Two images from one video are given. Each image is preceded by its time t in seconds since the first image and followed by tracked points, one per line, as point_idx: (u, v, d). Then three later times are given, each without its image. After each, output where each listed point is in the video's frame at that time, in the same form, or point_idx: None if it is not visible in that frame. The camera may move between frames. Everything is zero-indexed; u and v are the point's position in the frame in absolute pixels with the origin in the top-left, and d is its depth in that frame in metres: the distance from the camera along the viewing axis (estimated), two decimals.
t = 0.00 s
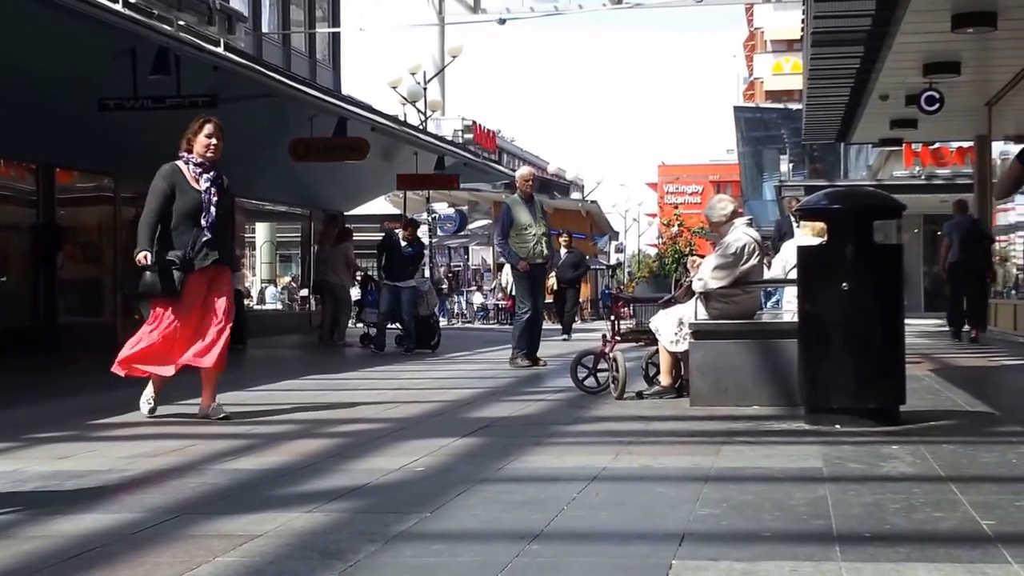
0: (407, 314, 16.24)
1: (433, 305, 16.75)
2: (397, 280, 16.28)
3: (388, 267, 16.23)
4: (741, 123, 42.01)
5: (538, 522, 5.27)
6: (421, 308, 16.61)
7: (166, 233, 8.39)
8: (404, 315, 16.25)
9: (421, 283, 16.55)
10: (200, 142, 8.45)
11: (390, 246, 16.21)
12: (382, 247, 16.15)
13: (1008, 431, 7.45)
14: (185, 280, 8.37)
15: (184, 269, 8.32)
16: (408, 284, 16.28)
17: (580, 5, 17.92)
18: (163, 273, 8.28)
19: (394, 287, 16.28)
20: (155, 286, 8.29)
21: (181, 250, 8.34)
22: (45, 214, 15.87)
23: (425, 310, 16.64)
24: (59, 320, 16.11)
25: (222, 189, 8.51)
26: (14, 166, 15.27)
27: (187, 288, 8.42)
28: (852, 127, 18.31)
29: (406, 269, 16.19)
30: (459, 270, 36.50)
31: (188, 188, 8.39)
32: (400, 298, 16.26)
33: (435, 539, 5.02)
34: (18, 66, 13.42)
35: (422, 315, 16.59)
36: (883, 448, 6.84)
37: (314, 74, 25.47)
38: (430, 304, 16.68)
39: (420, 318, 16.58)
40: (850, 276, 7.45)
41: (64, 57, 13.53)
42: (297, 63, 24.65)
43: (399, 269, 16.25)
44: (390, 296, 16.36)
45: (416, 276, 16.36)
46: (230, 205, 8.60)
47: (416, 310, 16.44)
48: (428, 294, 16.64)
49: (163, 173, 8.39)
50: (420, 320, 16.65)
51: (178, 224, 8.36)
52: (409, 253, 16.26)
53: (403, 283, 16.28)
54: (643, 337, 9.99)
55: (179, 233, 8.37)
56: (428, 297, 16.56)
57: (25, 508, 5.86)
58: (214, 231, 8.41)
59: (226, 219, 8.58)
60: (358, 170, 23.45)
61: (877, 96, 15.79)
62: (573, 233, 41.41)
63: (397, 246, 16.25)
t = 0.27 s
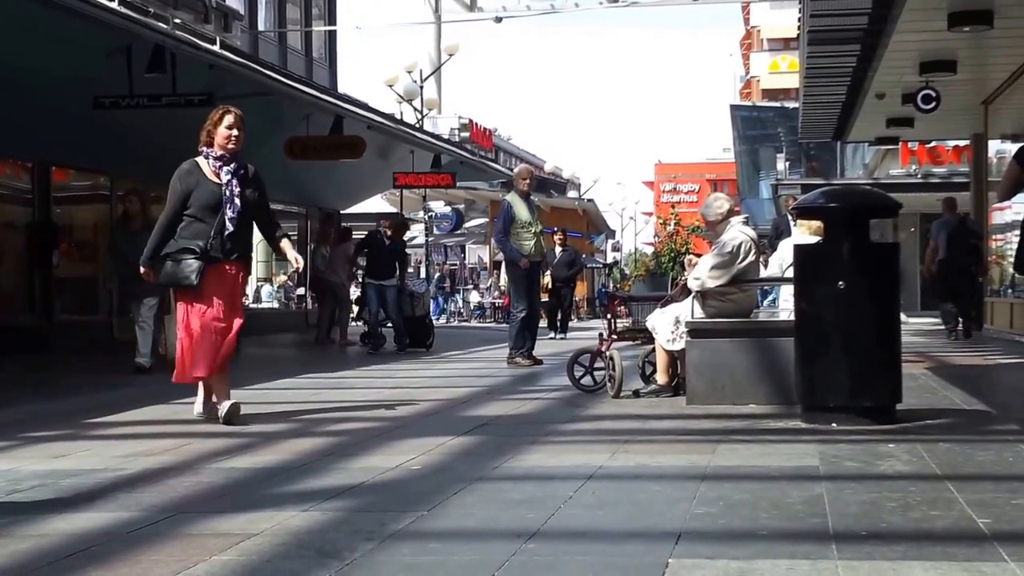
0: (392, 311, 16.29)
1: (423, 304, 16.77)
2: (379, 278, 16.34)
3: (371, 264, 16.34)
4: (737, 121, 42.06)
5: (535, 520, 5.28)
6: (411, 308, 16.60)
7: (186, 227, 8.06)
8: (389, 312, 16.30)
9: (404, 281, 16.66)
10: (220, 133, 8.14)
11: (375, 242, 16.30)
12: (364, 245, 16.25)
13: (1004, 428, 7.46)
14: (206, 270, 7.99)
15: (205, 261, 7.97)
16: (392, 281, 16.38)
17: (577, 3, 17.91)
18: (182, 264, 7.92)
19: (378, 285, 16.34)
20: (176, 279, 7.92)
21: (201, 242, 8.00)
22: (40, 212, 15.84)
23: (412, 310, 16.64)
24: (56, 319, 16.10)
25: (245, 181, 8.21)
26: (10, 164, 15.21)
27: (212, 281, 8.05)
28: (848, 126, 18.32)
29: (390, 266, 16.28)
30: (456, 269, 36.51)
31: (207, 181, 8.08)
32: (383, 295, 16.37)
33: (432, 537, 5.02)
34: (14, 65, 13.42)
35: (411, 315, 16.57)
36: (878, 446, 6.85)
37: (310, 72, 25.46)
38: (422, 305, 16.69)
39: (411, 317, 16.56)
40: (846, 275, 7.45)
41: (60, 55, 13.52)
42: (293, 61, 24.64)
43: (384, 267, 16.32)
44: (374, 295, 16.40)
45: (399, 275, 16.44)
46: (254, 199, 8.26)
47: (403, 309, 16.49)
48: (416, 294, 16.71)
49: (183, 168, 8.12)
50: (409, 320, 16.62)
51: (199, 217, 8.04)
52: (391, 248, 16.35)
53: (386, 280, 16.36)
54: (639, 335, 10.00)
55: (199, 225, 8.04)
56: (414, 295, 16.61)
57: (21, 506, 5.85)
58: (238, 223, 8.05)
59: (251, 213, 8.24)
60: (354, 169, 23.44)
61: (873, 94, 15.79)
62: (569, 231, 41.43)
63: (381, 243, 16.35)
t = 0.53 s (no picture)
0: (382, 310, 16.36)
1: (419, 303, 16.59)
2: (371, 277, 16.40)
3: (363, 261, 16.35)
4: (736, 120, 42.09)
5: (533, 519, 5.28)
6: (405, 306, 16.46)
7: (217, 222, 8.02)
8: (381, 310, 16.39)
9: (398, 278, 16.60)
10: (250, 126, 8.09)
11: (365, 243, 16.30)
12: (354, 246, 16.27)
13: (1003, 427, 7.47)
14: (235, 268, 7.97)
15: (235, 258, 7.94)
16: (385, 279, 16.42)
17: (575, 2, 17.91)
18: (213, 261, 7.90)
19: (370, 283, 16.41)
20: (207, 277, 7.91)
21: (232, 239, 7.95)
22: (38, 210, 15.80)
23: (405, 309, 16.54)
24: (54, 318, 16.09)
25: (273, 174, 8.13)
26: (8, 163, 15.18)
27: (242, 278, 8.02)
28: (847, 125, 18.34)
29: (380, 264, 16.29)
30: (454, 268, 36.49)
31: (236, 175, 8.02)
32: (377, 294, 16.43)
33: (431, 536, 5.02)
34: (11, 62, 13.41)
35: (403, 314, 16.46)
36: (877, 445, 6.85)
37: (309, 70, 25.44)
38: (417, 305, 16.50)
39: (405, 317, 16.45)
40: (845, 273, 7.45)
41: (58, 53, 13.50)
42: (292, 60, 24.62)
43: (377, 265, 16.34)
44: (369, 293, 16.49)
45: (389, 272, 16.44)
46: (283, 192, 8.20)
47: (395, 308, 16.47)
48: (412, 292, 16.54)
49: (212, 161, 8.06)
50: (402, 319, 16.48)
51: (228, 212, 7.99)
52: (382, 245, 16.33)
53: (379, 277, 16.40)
54: (638, 333, 10.00)
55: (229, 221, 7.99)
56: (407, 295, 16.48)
57: (20, 505, 5.85)
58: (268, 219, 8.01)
59: (280, 207, 8.18)
60: (353, 168, 23.44)
61: (872, 93, 15.80)
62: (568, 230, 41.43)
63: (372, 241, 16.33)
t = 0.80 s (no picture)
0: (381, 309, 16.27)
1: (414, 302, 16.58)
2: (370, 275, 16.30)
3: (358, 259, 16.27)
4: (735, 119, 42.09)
5: (533, 518, 5.27)
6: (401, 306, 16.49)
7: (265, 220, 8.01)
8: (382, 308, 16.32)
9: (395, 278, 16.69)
10: (299, 122, 8.12)
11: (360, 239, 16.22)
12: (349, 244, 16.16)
13: (1004, 426, 7.46)
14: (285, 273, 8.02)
15: (285, 261, 7.99)
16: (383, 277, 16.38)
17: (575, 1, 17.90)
18: (265, 266, 7.94)
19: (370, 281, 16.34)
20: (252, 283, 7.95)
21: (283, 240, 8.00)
22: (37, 209, 15.76)
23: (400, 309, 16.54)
24: (54, 317, 16.09)
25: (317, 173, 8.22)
26: (7, 161, 15.13)
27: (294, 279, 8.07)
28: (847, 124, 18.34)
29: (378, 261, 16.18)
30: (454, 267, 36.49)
31: (286, 171, 8.03)
32: (376, 292, 16.37)
33: (430, 535, 5.02)
34: (9, 60, 13.43)
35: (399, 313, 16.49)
36: (877, 444, 6.85)
37: (309, 69, 25.43)
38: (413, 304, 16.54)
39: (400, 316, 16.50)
40: (845, 272, 7.45)
41: (58, 52, 13.50)
42: (291, 58, 24.62)
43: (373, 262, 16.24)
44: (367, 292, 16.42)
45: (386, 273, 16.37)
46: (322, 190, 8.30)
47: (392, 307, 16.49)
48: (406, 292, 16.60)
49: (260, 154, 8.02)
50: (398, 319, 16.46)
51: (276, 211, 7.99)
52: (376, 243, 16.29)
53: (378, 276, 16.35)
54: (638, 332, 10.00)
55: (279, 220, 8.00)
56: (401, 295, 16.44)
57: (20, 504, 5.85)
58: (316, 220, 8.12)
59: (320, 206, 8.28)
60: (353, 166, 23.43)
61: (871, 92, 15.81)
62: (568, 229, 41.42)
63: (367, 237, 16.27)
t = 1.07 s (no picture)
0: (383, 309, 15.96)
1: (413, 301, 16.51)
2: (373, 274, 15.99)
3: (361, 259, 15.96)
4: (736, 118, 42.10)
5: (534, 516, 5.28)
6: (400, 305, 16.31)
7: (314, 209, 7.68)
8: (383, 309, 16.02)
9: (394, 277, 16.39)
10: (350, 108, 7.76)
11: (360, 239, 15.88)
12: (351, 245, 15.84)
13: (1004, 424, 7.46)
14: (344, 263, 7.71)
15: (343, 252, 7.69)
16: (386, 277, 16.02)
17: None
18: (328, 254, 7.60)
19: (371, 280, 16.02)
20: (314, 273, 7.60)
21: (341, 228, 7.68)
22: (36, 208, 15.72)
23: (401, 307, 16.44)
24: (54, 315, 16.10)
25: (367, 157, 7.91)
26: (7, 161, 15.11)
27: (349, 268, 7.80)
28: (847, 122, 18.34)
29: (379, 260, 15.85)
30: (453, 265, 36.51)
31: (339, 159, 7.69)
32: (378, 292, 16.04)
33: (431, 533, 5.02)
34: (8, 60, 13.43)
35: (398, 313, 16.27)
36: (877, 442, 6.86)
37: (308, 67, 25.42)
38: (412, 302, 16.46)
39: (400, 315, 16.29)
40: (844, 271, 7.45)
41: (57, 50, 13.49)
42: (291, 56, 24.60)
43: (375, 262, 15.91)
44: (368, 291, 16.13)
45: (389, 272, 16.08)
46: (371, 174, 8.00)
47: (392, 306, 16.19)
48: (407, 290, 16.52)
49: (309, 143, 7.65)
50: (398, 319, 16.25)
51: (329, 200, 7.67)
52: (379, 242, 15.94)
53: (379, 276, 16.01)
54: (638, 331, 10.01)
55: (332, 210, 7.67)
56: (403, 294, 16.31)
57: (21, 503, 5.85)
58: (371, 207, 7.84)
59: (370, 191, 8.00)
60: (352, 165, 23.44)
61: (872, 90, 15.80)
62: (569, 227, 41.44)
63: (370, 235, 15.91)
